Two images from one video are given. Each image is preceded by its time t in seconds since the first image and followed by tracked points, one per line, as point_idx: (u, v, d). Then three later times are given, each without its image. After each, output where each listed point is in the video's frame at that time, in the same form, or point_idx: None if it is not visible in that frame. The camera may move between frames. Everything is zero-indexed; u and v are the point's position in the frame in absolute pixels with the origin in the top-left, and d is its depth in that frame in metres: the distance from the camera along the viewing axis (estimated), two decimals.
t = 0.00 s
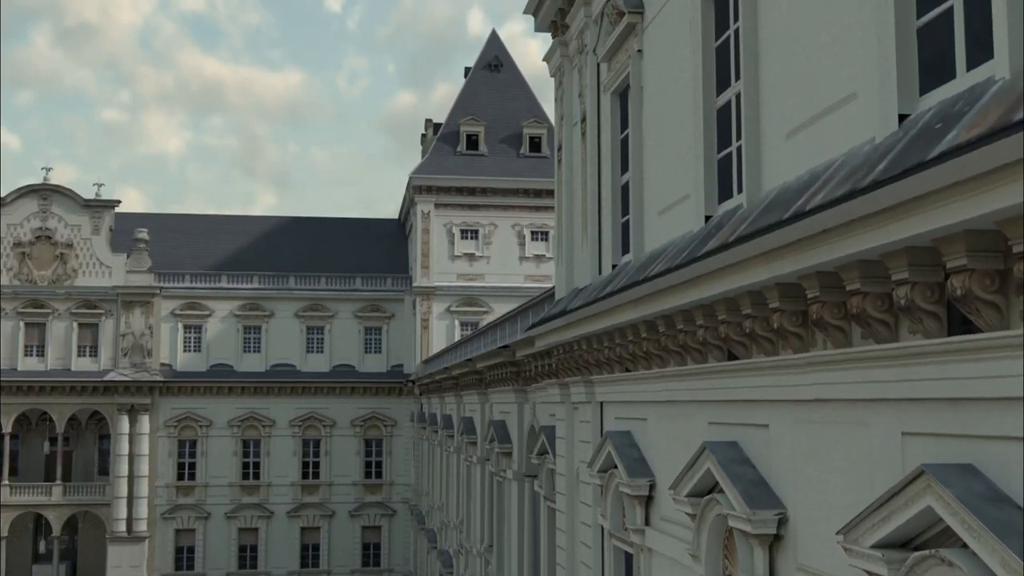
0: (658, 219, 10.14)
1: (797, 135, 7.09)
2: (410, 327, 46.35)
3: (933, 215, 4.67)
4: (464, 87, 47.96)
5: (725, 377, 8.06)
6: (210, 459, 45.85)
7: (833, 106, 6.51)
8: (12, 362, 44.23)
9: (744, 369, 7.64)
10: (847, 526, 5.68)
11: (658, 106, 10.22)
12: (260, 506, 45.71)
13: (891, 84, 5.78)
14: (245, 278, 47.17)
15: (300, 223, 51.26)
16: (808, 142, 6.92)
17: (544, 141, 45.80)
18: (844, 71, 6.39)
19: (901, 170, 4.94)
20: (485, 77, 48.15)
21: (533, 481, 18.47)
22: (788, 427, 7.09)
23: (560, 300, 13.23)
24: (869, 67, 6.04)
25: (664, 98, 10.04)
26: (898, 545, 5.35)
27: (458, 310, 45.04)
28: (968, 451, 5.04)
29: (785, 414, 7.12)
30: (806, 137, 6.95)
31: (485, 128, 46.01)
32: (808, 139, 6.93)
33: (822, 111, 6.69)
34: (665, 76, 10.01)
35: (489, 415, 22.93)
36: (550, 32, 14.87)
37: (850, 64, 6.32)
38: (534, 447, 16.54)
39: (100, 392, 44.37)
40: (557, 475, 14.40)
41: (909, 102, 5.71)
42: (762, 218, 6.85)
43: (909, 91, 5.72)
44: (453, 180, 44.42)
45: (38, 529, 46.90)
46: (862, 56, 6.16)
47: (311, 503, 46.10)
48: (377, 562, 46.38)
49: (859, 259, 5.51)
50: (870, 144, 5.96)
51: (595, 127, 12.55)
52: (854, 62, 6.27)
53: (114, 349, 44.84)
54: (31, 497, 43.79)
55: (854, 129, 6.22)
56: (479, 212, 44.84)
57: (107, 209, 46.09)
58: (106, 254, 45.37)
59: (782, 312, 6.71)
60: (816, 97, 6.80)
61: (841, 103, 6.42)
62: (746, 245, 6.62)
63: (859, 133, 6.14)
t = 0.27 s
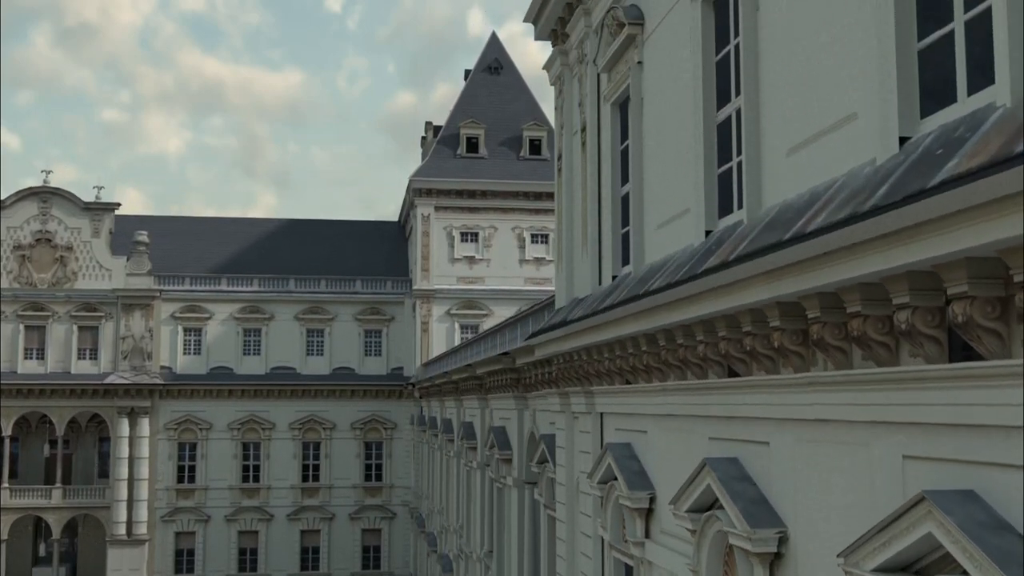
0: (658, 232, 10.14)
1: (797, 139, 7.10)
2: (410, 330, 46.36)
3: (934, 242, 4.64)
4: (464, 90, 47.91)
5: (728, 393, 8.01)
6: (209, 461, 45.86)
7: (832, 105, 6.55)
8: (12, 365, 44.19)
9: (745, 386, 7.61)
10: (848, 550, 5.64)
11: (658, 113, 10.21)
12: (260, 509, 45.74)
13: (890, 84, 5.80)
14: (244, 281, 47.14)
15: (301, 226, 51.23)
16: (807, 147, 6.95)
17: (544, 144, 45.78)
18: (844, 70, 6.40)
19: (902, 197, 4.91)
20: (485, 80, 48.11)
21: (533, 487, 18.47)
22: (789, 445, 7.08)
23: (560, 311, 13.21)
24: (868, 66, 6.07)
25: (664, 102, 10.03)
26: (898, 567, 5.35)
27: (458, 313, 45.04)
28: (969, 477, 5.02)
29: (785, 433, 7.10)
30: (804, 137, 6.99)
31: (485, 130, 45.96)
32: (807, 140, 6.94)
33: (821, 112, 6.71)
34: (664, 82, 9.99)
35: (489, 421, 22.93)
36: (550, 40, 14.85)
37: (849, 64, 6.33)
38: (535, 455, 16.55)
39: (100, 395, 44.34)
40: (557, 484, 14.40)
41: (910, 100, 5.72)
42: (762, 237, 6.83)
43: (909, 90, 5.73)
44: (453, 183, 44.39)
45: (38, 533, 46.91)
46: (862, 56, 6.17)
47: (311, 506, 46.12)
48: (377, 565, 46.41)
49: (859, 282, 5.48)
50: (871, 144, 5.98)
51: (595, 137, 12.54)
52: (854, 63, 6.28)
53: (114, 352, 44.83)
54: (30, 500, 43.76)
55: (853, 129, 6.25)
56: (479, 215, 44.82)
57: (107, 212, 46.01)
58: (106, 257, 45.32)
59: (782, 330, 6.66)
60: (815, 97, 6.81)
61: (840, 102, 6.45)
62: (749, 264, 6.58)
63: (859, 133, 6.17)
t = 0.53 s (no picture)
0: (658, 245, 10.13)
1: (796, 144, 7.12)
2: (410, 333, 46.36)
3: (935, 270, 4.62)
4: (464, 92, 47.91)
5: (729, 409, 7.99)
6: (209, 464, 45.86)
7: (831, 107, 6.58)
8: (12, 367, 44.16)
9: (745, 402, 7.58)
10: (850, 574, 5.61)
11: (658, 125, 10.20)
12: (260, 511, 45.71)
13: (891, 84, 5.83)
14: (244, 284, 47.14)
15: (300, 228, 51.24)
16: (806, 152, 6.97)
17: (544, 147, 45.77)
18: (843, 71, 6.42)
19: (905, 223, 4.89)
20: (485, 82, 48.12)
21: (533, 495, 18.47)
22: (789, 464, 7.06)
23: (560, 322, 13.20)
24: (868, 66, 6.09)
25: (664, 114, 10.02)
26: None
27: (458, 316, 45.05)
28: (971, 503, 5.01)
29: (786, 452, 7.09)
30: (802, 139, 7.02)
31: (485, 133, 45.96)
32: (805, 142, 6.97)
33: (821, 116, 6.73)
34: (664, 94, 9.99)
35: (489, 427, 22.91)
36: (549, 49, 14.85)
37: (849, 66, 6.35)
38: (535, 464, 16.53)
39: (100, 398, 44.34)
40: (558, 493, 14.38)
41: (909, 100, 5.75)
42: (763, 256, 6.81)
43: (909, 90, 5.76)
44: (452, 186, 44.37)
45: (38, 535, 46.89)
46: (861, 55, 6.20)
47: (311, 508, 46.10)
48: (377, 567, 46.41)
49: (860, 305, 5.45)
50: (871, 143, 6.01)
51: (595, 147, 12.52)
52: (854, 65, 6.30)
53: (114, 354, 44.80)
54: (30, 503, 43.73)
55: (853, 129, 6.27)
56: (479, 218, 44.80)
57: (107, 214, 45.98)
58: (106, 259, 45.31)
59: (782, 349, 6.63)
60: (815, 96, 6.84)
61: (839, 102, 6.48)
62: (750, 283, 6.55)
63: (858, 133, 6.19)
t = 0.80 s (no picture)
0: (658, 255, 10.13)
1: (797, 144, 7.14)
2: (410, 335, 46.37)
3: (936, 293, 4.61)
4: (464, 95, 47.91)
5: (729, 423, 7.97)
6: (209, 466, 45.86)
7: (832, 108, 6.61)
8: (12, 370, 44.13)
9: (745, 416, 7.57)
10: None
11: (657, 134, 10.21)
12: (260, 514, 45.70)
13: (891, 84, 5.86)
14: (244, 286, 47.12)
15: (300, 230, 51.25)
16: (806, 155, 6.99)
17: (544, 149, 45.80)
18: (843, 71, 6.45)
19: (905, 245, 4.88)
20: (485, 84, 48.10)
21: (533, 501, 18.47)
22: (790, 478, 7.05)
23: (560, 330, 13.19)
24: (869, 67, 6.12)
25: (664, 124, 10.02)
26: None
27: (458, 318, 45.05)
28: (973, 524, 5.00)
29: (787, 467, 7.07)
30: (802, 140, 7.05)
31: (485, 135, 45.95)
32: (806, 144, 7.00)
33: (821, 116, 6.76)
34: (664, 104, 9.99)
35: (489, 431, 22.91)
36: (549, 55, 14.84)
37: (849, 67, 6.38)
38: (535, 470, 16.53)
39: (100, 400, 44.34)
40: (558, 501, 14.37)
41: (910, 100, 5.78)
42: (763, 271, 6.81)
43: (909, 89, 5.79)
44: (452, 188, 44.34)
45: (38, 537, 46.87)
46: (861, 55, 6.23)
47: (311, 511, 46.10)
48: (377, 570, 46.42)
49: (860, 324, 5.42)
50: (872, 143, 6.05)
51: (594, 155, 12.50)
52: (854, 65, 6.33)
53: (114, 357, 44.79)
54: (30, 505, 43.72)
55: (853, 130, 6.30)
56: (479, 220, 44.81)
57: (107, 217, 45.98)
58: (106, 261, 45.28)
59: (782, 364, 6.60)
60: (815, 96, 6.87)
61: (840, 102, 6.50)
62: (750, 298, 6.52)
63: (859, 133, 6.22)
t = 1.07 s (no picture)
0: (658, 261, 10.12)
1: (797, 146, 7.15)
2: (410, 337, 46.38)
3: (936, 306, 4.60)
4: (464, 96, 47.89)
5: (729, 431, 7.96)
6: (209, 468, 45.87)
7: (832, 107, 6.61)
8: (12, 371, 44.10)
9: (746, 424, 7.56)
10: None
11: (658, 140, 10.20)
12: (260, 515, 45.69)
13: (891, 84, 5.87)
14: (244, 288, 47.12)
15: (300, 231, 51.25)
16: (806, 157, 7.00)
17: (544, 151, 45.83)
18: (843, 71, 6.46)
19: (906, 258, 4.88)
20: (484, 86, 48.09)
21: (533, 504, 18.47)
22: (791, 487, 7.04)
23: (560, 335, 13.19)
24: (868, 66, 6.13)
25: (665, 129, 10.01)
26: None
27: (458, 320, 45.05)
28: (974, 537, 5.00)
29: (788, 476, 7.06)
30: (802, 140, 7.06)
31: (485, 137, 45.93)
32: (806, 144, 7.01)
33: (821, 115, 6.77)
34: (665, 109, 9.99)
35: (489, 435, 22.91)
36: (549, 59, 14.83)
37: (849, 67, 6.39)
38: (535, 474, 16.53)
39: (100, 402, 44.34)
40: (558, 505, 14.36)
41: (909, 99, 5.79)
42: (764, 280, 6.80)
43: (909, 89, 5.80)
44: (452, 190, 44.29)
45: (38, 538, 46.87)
46: (861, 55, 6.24)
47: (311, 512, 46.09)
48: (377, 571, 46.44)
49: (860, 336, 5.41)
50: (872, 143, 6.06)
51: (595, 160, 12.49)
52: (854, 65, 6.33)
53: (114, 358, 44.78)
54: (30, 507, 43.69)
55: (853, 129, 6.31)
56: (479, 222, 44.83)
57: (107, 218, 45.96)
58: (106, 263, 45.26)
59: (783, 374, 6.59)
60: (815, 96, 6.87)
61: (840, 102, 6.52)
62: (750, 308, 6.51)
63: (858, 132, 6.23)
